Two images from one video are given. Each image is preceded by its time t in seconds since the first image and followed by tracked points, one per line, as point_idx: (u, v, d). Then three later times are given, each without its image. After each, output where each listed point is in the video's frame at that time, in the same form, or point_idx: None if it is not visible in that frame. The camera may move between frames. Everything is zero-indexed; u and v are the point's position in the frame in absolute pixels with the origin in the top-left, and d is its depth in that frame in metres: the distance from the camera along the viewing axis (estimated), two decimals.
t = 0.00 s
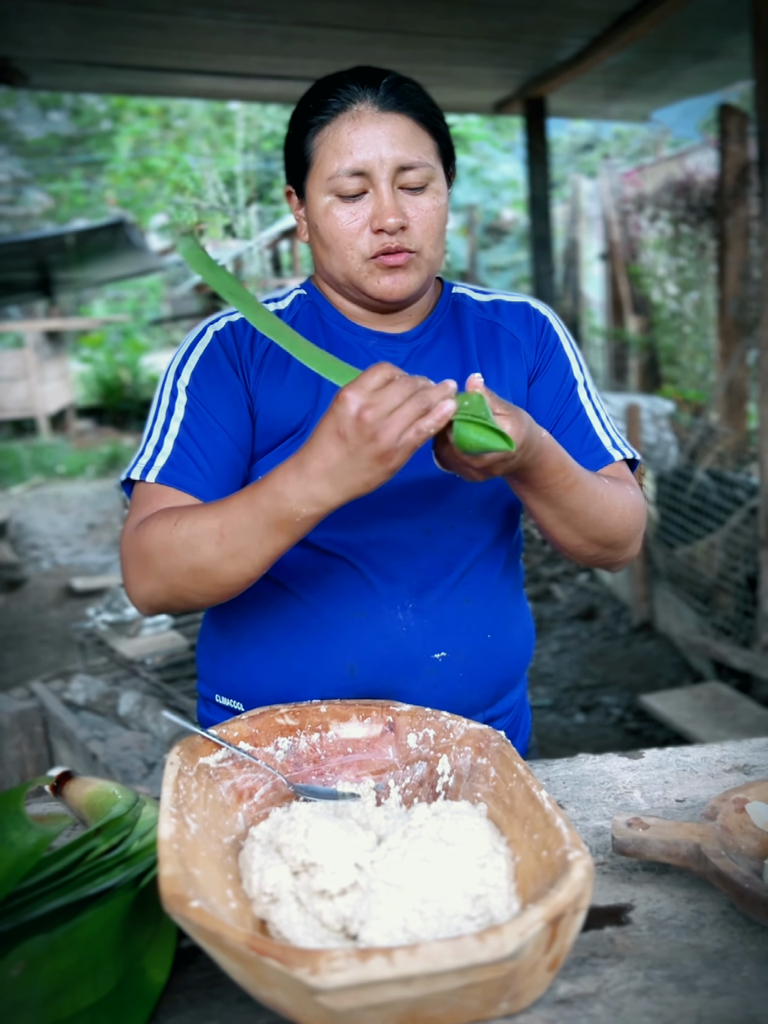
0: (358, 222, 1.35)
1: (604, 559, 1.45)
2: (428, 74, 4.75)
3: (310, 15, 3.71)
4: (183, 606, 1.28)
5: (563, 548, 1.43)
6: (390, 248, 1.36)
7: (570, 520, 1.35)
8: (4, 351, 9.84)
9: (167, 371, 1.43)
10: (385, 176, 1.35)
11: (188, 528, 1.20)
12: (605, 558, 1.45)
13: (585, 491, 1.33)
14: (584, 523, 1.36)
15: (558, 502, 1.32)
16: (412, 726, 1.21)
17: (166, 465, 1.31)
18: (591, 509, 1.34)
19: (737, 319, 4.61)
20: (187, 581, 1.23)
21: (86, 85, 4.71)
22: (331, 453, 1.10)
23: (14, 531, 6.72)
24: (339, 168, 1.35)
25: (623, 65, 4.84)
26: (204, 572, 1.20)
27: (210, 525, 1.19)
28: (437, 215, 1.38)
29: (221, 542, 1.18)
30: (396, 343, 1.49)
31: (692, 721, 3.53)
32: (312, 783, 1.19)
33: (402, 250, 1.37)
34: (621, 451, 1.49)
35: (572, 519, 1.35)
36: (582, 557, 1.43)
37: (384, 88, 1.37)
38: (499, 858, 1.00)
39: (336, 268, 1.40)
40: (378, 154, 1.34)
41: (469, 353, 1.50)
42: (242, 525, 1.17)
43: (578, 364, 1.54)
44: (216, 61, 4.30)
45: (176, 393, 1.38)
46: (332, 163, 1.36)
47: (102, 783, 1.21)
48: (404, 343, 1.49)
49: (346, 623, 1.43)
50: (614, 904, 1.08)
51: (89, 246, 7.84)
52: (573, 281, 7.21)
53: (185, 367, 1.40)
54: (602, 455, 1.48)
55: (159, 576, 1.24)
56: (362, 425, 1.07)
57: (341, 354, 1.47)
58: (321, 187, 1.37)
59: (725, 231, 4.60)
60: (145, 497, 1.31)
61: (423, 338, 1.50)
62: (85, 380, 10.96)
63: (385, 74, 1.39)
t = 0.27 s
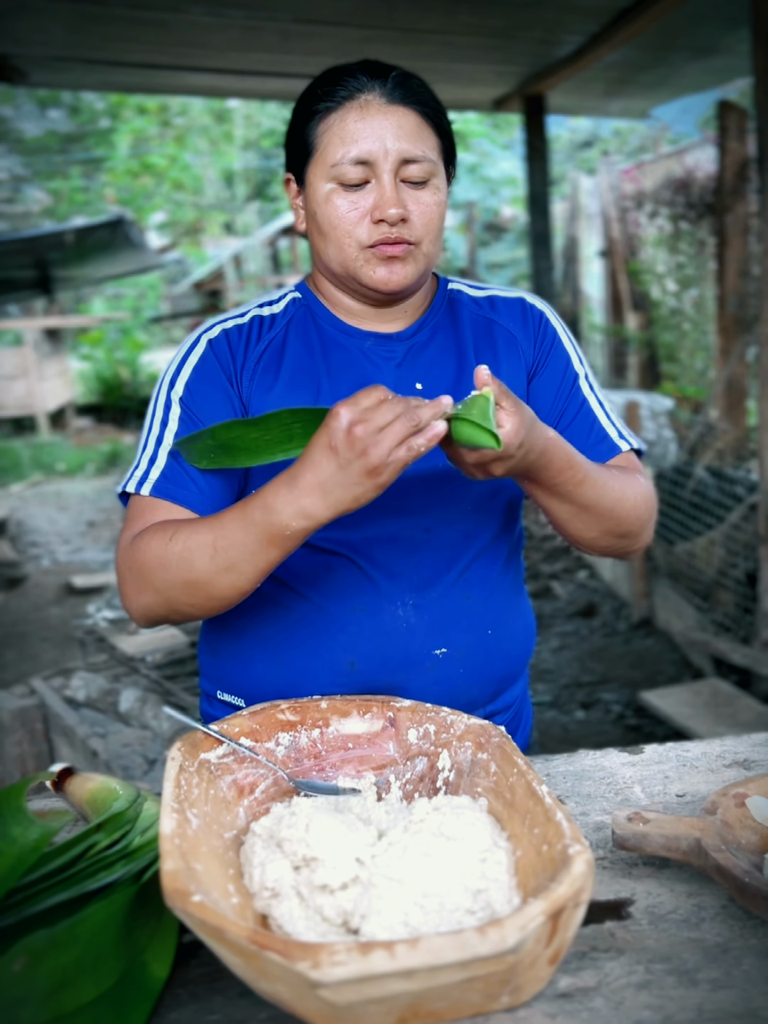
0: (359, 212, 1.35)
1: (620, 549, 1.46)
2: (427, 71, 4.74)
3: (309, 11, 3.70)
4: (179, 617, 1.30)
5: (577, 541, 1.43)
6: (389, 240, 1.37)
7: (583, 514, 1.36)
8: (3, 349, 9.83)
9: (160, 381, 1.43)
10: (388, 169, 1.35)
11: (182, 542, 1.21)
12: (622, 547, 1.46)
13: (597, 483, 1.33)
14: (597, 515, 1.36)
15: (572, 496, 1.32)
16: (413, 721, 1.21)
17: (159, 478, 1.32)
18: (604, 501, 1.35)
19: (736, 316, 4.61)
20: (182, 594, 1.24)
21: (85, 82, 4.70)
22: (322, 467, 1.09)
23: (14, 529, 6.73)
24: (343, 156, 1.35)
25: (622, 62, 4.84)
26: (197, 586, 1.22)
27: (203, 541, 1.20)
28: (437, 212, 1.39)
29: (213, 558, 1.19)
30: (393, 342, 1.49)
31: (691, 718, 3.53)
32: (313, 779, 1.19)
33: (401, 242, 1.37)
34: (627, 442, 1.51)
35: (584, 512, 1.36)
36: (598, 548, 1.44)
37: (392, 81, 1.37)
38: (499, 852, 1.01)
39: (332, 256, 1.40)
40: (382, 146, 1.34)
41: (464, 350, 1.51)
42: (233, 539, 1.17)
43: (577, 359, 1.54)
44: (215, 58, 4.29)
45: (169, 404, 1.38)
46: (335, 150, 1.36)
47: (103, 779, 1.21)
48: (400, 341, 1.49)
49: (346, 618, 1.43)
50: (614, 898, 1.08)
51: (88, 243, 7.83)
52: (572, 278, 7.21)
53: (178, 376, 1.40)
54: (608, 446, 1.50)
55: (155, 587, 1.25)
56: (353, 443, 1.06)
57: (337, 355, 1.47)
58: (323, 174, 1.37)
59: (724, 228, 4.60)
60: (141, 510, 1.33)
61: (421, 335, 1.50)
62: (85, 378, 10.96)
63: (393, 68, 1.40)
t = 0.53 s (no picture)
0: (357, 207, 1.35)
1: (621, 545, 1.45)
2: (427, 69, 4.74)
3: (308, 10, 3.70)
4: (156, 593, 1.28)
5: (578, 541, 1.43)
6: (388, 235, 1.36)
7: (582, 511, 1.35)
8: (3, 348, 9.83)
9: (158, 373, 1.43)
10: (387, 164, 1.35)
11: (164, 511, 1.21)
12: (622, 545, 1.45)
13: (594, 478, 1.33)
14: (596, 512, 1.36)
15: (569, 494, 1.32)
16: (414, 719, 1.21)
17: (145, 459, 1.32)
18: (602, 495, 1.34)
19: (737, 313, 4.60)
20: (161, 565, 1.23)
21: (84, 80, 4.69)
22: (316, 436, 1.11)
23: (14, 527, 6.73)
24: (341, 152, 1.35)
25: (622, 60, 4.84)
26: (179, 555, 1.21)
27: (187, 509, 1.19)
28: (436, 206, 1.39)
29: (197, 526, 1.19)
30: (390, 341, 1.49)
31: (692, 715, 3.54)
32: (315, 776, 1.20)
33: (399, 237, 1.37)
34: (626, 439, 1.49)
35: (583, 510, 1.36)
36: (597, 547, 1.43)
37: (390, 77, 1.37)
38: (501, 849, 1.01)
39: (331, 251, 1.40)
40: (381, 141, 1.34)
41: (463, 347, 1.51)
42: (217, 508, 1.18)
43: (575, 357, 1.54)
44: (214, 56, 4.29)
45: (164, 391, 1.38)
46: (333, 146, 1.36)
47: (105, 776, 1.21)
48: (396, 340, 1.49)
49: (346, 617, 1.43)
50: (616, 894, 1.08)
51: (87, 242, 7.82)
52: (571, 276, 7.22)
53: (174, 366, 1.40)
54: (607, 444, 1.48)
55: (132, 559, 1.23)
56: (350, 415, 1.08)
57: (335, 353, 1.47)
58: (321, 169, 1.37)
59: (724, 225, 4.60)
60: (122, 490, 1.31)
61: (419, 333, 1.51)
62: (85, 376, 10.97)
63: (390, 63, 1.40)
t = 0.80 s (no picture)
0: (350, 207, 1.36)
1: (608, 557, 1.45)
2: (426, 67, 4.74)
3: (308, 9, 3.70)
4: (95, 527, 1.26)
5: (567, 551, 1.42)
6: (382, 234, 1.37)
7: (574, 525, 1.35)
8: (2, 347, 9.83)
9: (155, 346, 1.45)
10: (378, 162, 1.35)
11: (125, 444, 1.20)
12: (610, 557, 1.45)
13: (586, 493, 1.32)
14: (588, 527, 1.36)
15: (562, 508, 1.32)
16: (414, 716, 1.21)
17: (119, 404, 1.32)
18: (594, 509, 1.34)
19: (736, 311, 4.60)
20: (105, 494, 1.21)
21: (84, 80, 4.69)
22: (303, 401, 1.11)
23: (15, 527, 6.73)
24: (332, 152, 1.35)
25: (622, 58, 4.83)
26: (126, 488, 1.19)
27: (147, 446, 1.19)
28: (430, 202, 1.39)
29: (153, 464, 1.18)
30: (389, 337, 1.49)
31: (692, 713, 3.54)
32: (316, 773, 1.20)
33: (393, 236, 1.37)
34: (619, 448, 1.48)
35: (575, 523, 1.35)
36: (587, 558, 1.43)
37: (379, 72, 1.36)
38: (502, 846, 1.01)
39: (326, 250, 1.41)
40: (372, 140, 1.34)
41: (466, 349, 1.51)
42: (180, 451, 1.17)
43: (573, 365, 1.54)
44: (214, 55, 4.28)
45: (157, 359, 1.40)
46: (325, 146, 1.36)
47: (104, 774, 1.21)
48: (396, 337, 1.49)
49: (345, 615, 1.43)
50: (617, 891, 1.08)
51: (87, 241, 7.82)
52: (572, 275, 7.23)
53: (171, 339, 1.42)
54: (600, 452, 1.47)
55: (78, 479, 1.21)
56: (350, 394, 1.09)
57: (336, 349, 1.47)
58: (314, 170, 1.37)
59: (723, 223, 4.59)
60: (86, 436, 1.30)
61: (420, 332, 1.50)
62: (84, 375, 10.96)
63: (380, 58, 1.38)
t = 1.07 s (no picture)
0: (347, 211, 1.36)
1: (597, 562, 1.44)
2: (426, 66, 4.74)
3: (308, 8, 3.70)
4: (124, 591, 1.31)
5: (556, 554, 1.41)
6: (380, 236, 1.37)
7: (564, 527, 1.34)
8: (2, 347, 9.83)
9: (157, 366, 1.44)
10: (373, 163, 1.35)
11: (143, 540, 1.22)
12: (600, 563, 1.44)
13: (576, 495, 1.31)
14: (577, 529, 1.35)
15: (551, 509, 1.31)
16: (411, 715, 1.21)
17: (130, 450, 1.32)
18: (584, 511, 1.33)
19: (735, 309, 4.59)
20: (128, 579, 1.25)
21: (83, 79, 4.69)
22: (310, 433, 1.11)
23: (14, 526, 6.74)
24: (327, 155, 1.35)
25: (621, 56, 4.83)
26: (147, 582, 1.23)
27: (165, 545, 1.21)
28: (427, 201, 1.39)
29: (170, 564, 1.21)
30: (389, 334, 1.49)
31: (691, 711, 3.54)
32: (313, 772, 1.20)
33: (392, 237, 1.38)
34: (613, 452, 1.48)
35: (564, 526, 1.34)
36: (575, 562, 1.42)
37: (370, 72, 1.36)
38: (498, 844, 1.01)
39: (327, 256, 1.42)
40: (366, 141, 1.34)
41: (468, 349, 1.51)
42: (191, 560, 1.19)
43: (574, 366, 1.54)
44: (214, 54, 4.28)
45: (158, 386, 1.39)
46: (320, 150, 1.36)
47: (103, 773, 1.21)
48: (394, 336, 1.49)
49: (341, 613, 1.43)
50: (614, 890, 1.08)
51: (87, 240, 7.82)
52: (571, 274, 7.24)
53: (171, 360, 1.41)
54: (594, 454, 1.47)
55: (103, 562, 1.26)
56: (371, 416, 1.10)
57: (332, 348, 1.47)
58: (310, 174, 1.38)
59: (722, 221, 4.60)
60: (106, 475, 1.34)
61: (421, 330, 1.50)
62: (84, 375, 10.97)
63: (369, 57, 1.38)
